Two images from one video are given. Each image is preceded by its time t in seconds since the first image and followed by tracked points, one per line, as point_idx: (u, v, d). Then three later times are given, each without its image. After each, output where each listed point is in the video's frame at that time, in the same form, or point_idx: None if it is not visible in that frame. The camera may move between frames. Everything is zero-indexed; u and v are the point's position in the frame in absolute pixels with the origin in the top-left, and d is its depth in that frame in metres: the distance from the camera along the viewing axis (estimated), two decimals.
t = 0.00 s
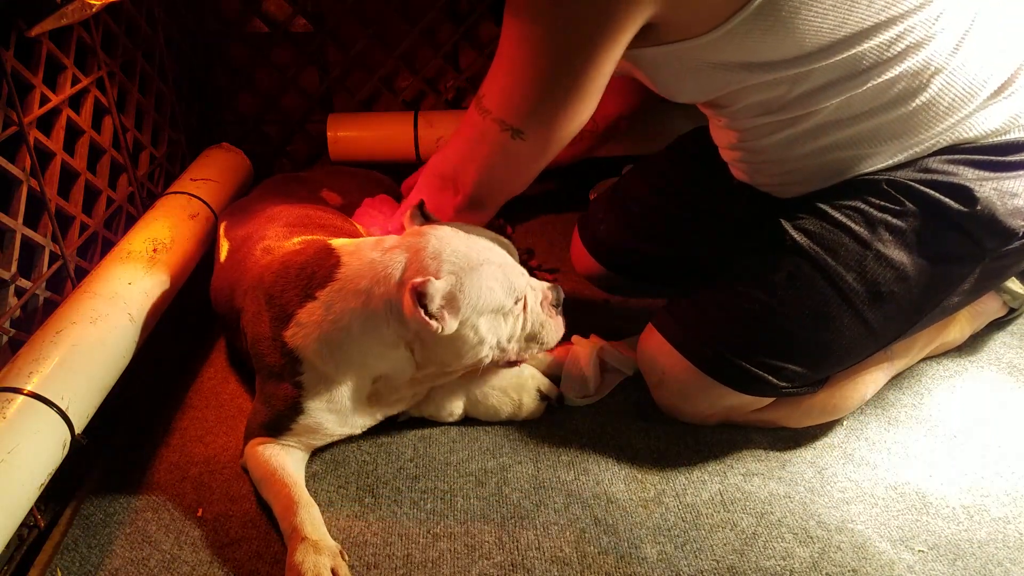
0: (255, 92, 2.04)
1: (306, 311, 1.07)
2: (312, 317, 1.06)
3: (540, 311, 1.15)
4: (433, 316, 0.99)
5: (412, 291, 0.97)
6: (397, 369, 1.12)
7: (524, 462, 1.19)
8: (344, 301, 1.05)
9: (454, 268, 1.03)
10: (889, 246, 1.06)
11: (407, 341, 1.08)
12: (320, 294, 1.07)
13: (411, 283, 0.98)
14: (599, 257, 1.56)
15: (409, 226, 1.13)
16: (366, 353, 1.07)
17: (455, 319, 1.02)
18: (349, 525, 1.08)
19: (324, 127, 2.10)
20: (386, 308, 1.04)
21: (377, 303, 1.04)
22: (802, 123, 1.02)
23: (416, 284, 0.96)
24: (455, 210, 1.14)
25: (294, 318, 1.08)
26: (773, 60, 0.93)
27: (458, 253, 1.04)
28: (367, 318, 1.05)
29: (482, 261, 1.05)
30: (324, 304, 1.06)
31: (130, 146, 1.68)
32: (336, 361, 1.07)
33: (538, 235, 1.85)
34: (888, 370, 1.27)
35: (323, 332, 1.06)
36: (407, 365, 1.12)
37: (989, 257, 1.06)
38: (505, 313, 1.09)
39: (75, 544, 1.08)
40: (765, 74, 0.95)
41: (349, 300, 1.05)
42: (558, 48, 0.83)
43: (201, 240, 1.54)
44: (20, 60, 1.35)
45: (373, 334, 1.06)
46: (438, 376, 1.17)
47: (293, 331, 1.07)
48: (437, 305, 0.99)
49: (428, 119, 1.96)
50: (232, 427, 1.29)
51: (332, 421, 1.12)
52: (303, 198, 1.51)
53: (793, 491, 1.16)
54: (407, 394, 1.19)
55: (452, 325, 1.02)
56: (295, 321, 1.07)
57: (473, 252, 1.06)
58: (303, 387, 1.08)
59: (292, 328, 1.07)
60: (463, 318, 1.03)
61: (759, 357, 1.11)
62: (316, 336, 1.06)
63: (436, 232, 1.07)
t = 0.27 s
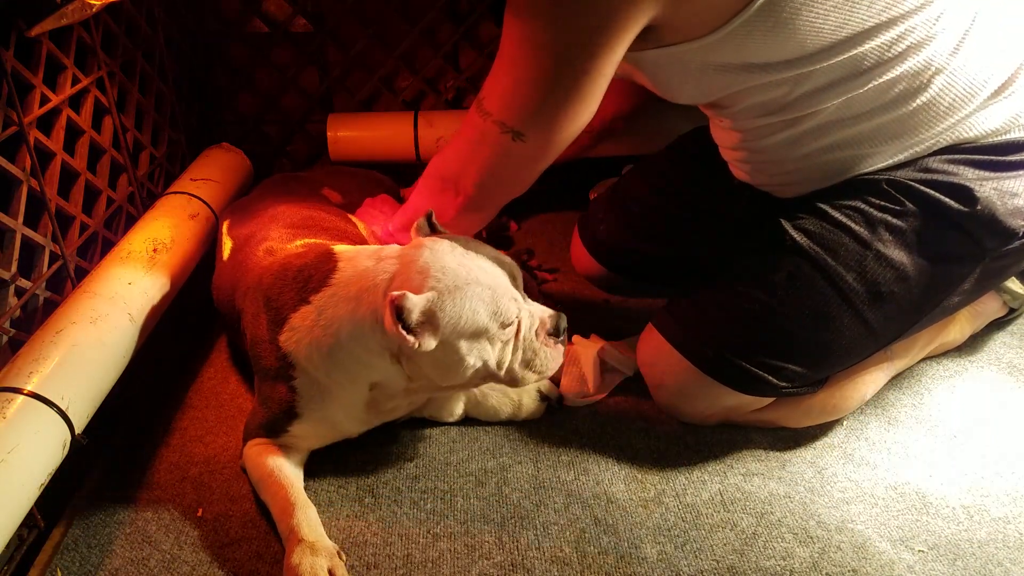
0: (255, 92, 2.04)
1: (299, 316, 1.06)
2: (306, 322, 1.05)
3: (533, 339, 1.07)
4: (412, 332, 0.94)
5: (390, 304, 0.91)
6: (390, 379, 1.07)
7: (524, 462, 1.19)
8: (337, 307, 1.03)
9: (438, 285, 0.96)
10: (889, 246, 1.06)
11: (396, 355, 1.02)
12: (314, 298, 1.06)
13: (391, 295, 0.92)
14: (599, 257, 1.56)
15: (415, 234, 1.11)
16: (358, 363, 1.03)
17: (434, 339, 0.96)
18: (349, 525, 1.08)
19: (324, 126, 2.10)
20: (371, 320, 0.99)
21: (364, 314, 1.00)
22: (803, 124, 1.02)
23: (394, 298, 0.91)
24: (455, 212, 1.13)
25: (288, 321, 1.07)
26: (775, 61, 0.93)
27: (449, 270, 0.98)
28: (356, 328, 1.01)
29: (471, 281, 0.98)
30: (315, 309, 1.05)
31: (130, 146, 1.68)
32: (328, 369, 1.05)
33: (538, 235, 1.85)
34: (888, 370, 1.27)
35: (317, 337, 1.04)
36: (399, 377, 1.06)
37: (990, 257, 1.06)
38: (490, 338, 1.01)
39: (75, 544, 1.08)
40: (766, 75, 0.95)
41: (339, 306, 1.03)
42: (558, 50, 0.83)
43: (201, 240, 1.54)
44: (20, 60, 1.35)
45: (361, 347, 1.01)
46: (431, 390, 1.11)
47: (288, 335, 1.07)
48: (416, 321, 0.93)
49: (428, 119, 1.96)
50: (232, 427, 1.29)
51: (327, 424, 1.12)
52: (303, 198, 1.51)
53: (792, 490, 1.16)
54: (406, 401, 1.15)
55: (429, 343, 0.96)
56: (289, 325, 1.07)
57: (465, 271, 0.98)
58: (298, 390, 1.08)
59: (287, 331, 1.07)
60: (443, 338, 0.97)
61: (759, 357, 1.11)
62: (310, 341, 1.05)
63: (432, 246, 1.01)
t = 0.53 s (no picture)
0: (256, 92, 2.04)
1: (290, 318, 1.06)
2: (297, 324, 1.05)
3: (516, 359, 1.07)
4: (390, 337, 0.94)
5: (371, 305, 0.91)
6: (380, 385, 1.06)
7: (525, 462, 1.19)
8: (327, 309, 1.03)
9: (422, 293, 0.95)
10: (889, 247, 1.06)
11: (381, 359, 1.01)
12: (303, 300, 1.06)
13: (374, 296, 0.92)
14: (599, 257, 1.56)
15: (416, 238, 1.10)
16: (349, 366, 1.03)
17: (410, 348, 0.96)
18: (349, 525, 1.08)
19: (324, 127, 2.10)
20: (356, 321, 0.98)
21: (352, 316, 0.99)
22: (803, 124, 1.02)
23: (375, 299, 0.90)
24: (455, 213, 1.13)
25: (280, 322, 1.07)
26: (775, 62, 0.93)
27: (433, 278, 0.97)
28: (343, 332, 1.00)
29: (456, 291, 0.97)
30: (305, 311, 1.05)
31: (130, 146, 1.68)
32: (319, 372, 1.04)
33: (538, 235, 1.85)
34: (888, 370, 1.27)
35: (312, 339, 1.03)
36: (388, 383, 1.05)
37: (990, 258, 1.05)
38: (472, 353, 1.00)
39: (76, 544, 1.08)
40: (766, 75, 0.95)
41: (328, 309, 1.02)
42: (559, 50, 0.83)
43: (201, 240, 1.54)
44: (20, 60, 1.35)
45: (349, 349, 1.01)
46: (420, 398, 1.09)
47: (279, 336, 1.07)
48: (395, 327, 0.93)
49: (428, 118, 1.96)
50: (232, 427, 1.29)
51: (321, 427, 1.12)
52: (303, 199, 1.51)
53: (793, 490, 1.16)
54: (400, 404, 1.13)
55: (404, 349, 0.96)
56: (281, 326, 1.07)
57: (450, 280, 0.98)
58: (291, 393, 1.08)
59: (279, 331, 1.07)
60: (422, 347, 0.97)
61: (759, 357, 1.11)
62: (298, 343, 1.05)
63: (426, 252, 1.01)
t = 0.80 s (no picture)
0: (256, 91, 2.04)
1: (285, 319, 1.06)
2: (292, 324, 1.05)
3: (514, 361, 1.05)
4: (381, 339, 0.94)
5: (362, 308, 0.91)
6: (376, 387, 1.06)
7: (524, 462, 1.19)
8: (322, 312, 1.02)
9: (416, 296, 0.95)
10: (888, 246, 1.06)
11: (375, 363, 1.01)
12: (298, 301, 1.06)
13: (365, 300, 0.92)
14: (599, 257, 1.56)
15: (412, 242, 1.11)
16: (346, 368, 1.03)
17: (402, 350, 0.97)
18: (349, 525, 1.08)
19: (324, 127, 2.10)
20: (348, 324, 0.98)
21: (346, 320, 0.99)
22: (800, 123, 1.02)
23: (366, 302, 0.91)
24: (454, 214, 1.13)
25: (276, 323, 1.07)
26: (773, 59, 0.93)
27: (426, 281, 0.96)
28: (338, 335, 1.00)
29: (449, 294, 0.96)
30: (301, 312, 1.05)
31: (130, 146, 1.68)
32: (315, 374, 1.04)
33: (538, 235, 1.85)
34: (888, 370, 1.27)
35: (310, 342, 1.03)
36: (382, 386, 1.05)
37: (990, 256, 1.05)
38: (467, 356, 0.99)
39: (76, 544, 1.08)
40: (763, 73, 0.95)
41: (324, 311, 1.02)
42: (556, 49, 0.83)
43: (201, 240, 1.54)
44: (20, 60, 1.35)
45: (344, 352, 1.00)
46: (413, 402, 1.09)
47: (274, 337, 1.07)
48: (386, 329, 0.93)
49: (428, 118, 1.96)
50: (232, 427, 1.29)
51: (319, 427, 1.12)
52: (303, 199, 1.51)
53: (793, 491, 1.16)
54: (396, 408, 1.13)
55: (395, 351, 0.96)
56: (277, 328, 1.07)
57: (444, 284, 0.97)
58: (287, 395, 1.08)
59: (275, 333, 1.07)
60: (415, 348, 0.97)
61: (758, 357, 1.11)
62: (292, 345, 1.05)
63: (419, 257, 1.00)
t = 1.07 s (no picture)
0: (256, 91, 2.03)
1: (290, 319, 1.06)
2: (296, 324, 1.05)
3: (528, 327, 1.12)
4: (408, 331, 0.94)
5: (385, 304, 0.91)
6: (381, 383, 1.08)
7: (524, 462, 1.19)
8: (326, 312, 1.03)
9: (433, 281, 0.97)
10: (888, 246, 1.06)
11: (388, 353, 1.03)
12: (302, 302, 1.06)
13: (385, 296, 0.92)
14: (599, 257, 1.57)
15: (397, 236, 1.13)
16: (349, 364, 1.04)
17: (432, 336, 0.96)
18: (349, 525, 1.08)
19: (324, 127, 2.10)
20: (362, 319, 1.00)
21: (355, 317, 1.01)
22: (800, 123, 1.02)
23: (389, 296, 0.90)
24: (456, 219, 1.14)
25: (279, 325, 1.07)
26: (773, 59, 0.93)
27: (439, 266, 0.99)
28: (346, 331, 1.01)
29: (464, 274, 1.00)
30: (306, 311, 1.05)
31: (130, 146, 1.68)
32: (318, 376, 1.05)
33: (538, 235, 1.85)
34: (888, 370, 1.27)
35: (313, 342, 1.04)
36: (389, 380, 1.07)
37: (989, 255, 1.05)
38: (489, 328, 1.04)
39: (76, 544, 1.08)
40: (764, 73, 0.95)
41: (328, 311, 1.03)
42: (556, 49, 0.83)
43: (201, 239, 1.54)
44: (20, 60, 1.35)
45: (353, 347, 1.02)
46: (422, 393, 1.12)
47: (277, 338, 1.07)
48: (411, 320, 0.93)
49: (428, 119, 1.96)
50: (232, 427, 1.29)
51: (320, 428, 1.12)
52: (303, 199, 1.51)
53: (793, 491, 1.16)
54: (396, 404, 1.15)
55: (428, 339, 0.96)
56: (280, 329, 1.07)
57: (455, 267, 1.00)
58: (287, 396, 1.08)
59: (277, 334, 1.07)
60: (442, 334, 0.98)
61: (758, 357, 1.11)
62: (300, 345, 1.05)
63: (419, 246, 1.01)
